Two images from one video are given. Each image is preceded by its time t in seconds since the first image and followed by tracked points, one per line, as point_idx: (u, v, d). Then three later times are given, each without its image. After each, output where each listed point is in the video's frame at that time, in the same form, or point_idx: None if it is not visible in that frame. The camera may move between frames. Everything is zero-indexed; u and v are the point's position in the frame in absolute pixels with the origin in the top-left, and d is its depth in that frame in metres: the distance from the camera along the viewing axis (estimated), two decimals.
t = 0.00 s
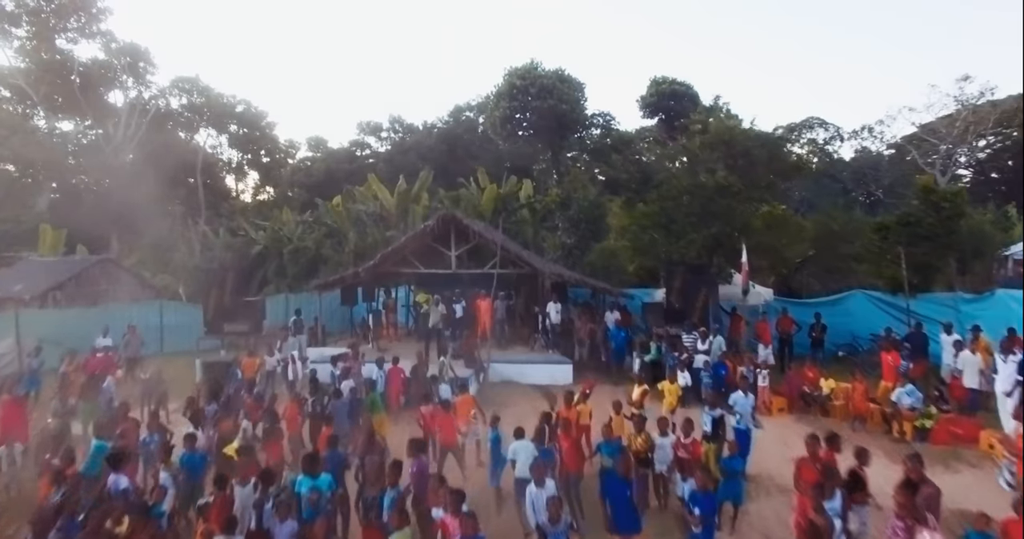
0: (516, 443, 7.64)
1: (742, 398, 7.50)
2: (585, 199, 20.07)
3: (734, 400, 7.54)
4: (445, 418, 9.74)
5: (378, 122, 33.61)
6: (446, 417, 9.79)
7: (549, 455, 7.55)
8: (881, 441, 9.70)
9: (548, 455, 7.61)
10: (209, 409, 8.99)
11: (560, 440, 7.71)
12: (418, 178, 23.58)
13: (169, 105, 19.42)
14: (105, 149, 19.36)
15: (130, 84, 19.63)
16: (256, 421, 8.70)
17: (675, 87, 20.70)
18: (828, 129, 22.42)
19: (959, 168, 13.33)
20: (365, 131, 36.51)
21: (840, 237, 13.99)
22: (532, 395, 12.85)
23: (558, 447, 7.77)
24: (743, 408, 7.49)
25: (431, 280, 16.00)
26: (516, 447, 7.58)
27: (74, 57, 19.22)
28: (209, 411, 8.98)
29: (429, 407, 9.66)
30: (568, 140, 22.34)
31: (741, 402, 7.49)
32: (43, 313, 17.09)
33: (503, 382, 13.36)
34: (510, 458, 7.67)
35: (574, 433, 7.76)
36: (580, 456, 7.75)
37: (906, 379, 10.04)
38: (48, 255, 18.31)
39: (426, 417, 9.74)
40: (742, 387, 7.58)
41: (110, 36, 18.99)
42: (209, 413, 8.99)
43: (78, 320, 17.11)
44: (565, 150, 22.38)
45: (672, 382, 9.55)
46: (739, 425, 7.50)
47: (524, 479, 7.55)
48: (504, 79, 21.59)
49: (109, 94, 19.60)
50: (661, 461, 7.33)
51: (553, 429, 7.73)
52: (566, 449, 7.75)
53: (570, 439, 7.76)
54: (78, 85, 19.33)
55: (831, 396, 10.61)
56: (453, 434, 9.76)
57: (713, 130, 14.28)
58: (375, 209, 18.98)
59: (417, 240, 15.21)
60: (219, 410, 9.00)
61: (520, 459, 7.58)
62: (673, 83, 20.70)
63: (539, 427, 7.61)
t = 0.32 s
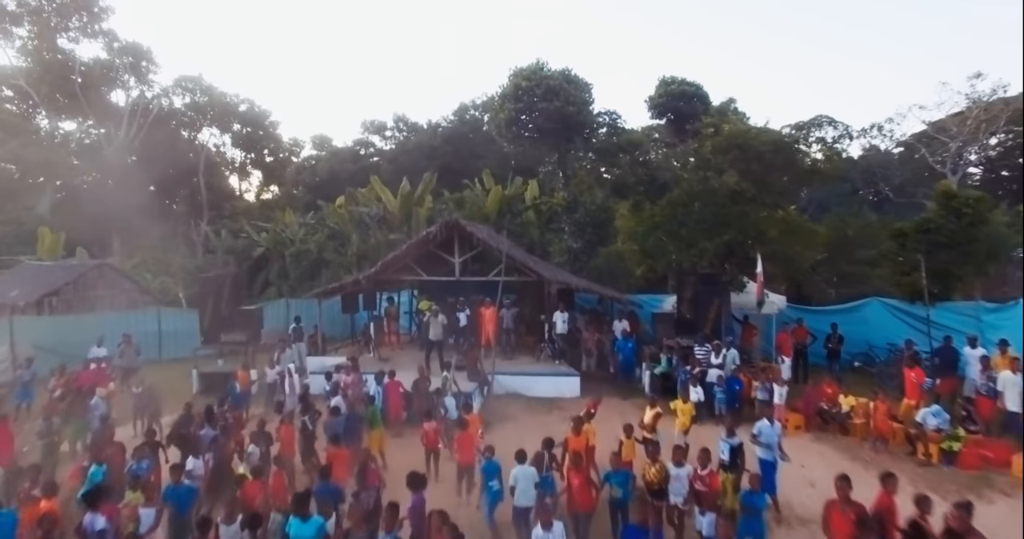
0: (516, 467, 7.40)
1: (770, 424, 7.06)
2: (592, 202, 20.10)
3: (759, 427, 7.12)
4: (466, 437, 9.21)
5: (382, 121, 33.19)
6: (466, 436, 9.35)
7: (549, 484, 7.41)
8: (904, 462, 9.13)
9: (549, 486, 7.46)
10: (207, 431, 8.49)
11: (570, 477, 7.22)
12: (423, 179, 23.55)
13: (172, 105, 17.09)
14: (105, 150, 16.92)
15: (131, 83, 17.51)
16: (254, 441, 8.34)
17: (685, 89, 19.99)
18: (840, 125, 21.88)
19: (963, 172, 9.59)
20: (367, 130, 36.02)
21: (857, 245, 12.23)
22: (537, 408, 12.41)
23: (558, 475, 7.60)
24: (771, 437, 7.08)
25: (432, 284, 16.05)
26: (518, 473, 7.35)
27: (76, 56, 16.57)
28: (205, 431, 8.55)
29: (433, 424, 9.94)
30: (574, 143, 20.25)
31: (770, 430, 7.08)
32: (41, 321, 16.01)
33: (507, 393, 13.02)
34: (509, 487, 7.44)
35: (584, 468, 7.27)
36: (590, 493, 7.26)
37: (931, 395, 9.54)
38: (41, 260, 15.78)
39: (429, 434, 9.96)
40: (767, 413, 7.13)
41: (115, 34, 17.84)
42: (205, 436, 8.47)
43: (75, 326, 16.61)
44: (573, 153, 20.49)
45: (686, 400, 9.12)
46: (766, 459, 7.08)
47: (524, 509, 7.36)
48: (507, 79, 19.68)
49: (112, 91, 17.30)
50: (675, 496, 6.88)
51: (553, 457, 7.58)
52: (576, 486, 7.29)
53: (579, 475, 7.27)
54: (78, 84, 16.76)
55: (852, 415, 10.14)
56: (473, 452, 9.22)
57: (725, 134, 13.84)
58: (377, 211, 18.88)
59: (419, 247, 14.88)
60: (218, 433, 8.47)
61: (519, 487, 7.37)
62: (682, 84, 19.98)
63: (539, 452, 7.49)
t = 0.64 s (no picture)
0: (511, 488, 7.04)
1: (794, 446, 6.41)
2: (595, 198, 20.92)
3: (781, 449, 6.46)
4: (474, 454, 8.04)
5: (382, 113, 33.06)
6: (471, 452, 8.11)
7: (542, 506, 7.17)
8: (922, 477, 8.65)
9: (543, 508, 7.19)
10: (195, 452, 7.59)
11: (579, 507, 6.40)
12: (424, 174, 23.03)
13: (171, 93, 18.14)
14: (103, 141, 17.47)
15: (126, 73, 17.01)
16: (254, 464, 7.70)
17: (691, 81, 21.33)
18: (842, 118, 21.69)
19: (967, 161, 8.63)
20: (367, 121, 35.66)
21: (865, 241, 12.00)
22: (538, 416, 11.96)
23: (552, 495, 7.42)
24: (795, 461, 6.36)
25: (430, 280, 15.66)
26: (513, 494, 6.97)
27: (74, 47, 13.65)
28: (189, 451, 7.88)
29: (428, 434, 9.20)
30: (579, 136, 21.95)
31: (793, 453, 6.38)
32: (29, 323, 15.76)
33: (509, 399, 12.58)
34: (504, 508, 7.04)
35: (594, 498, 6.43)
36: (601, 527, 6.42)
37: (952, 406, 9.13)
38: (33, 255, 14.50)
39: (422, 445, 9.25)
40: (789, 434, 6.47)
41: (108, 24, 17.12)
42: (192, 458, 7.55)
43: (72, 325, 16.89)
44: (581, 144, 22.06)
45: (694, 413, 8.67)
46: (790, 481, 6.38)
47: (521, 530, 6.96)
48: (510, 71, 22.29)
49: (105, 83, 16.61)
50: (683, 521, 6.36)
51: (548, 479, 7.36)
52: (585, 518, 6.44)
53: (590, 505, 6.43)
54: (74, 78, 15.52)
55: (867, 426, 9.71)
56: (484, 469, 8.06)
57: (735, 130, 13.26)
58: (377, 206, 22.58)
59: (417, 247, 14.45)
60: (208, 454, 7.57)
61: (515, 508, 6.98)
62: (686, 77, 21.36)
63: (535, 474, 7.30)
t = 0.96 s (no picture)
0: (501, 504, 6.61)
1: (817, 464, 5.90)
2: (598, 184, 20.65)
3: (802, 468, 5.96)
4: (494, 465, 7.58)
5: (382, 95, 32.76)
6: (490, 463, 7.59)
7: (540, 526, 6.84)
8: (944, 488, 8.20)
9: (534, 526, 6.78)
10: (182, 469, 7.21)
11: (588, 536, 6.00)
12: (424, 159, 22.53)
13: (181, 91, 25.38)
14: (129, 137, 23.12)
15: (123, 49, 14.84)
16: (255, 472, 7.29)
17: (697, 65, 22.29)
18: (848, 101, 21.17)
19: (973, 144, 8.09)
20: (366, 103, 35.09)
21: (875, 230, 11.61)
22: (540, 416, 11.56)
23: (547, 515, 6.90)
24: (819, 479, 5.87)
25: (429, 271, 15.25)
26: (502, 510, 6.52)
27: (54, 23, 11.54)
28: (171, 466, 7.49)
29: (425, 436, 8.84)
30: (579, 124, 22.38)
31: (816, 472, 5.88)
32: (15, 316, 15.37)
33: (510, 398, 12.23)
34: (492, 525, 6.61)
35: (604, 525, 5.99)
36: None
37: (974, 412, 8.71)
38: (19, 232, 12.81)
39: (422, 448, 8.87)
40: (811, 451, 5.94)
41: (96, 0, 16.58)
42: (179, 475, 7.20)
43: (61, 319, 16.09)
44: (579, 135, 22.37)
45: (704, 420, 8.24)
46: (814, 502, 5.92)
47: None
48: (513, 55, 22.15)
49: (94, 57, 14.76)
50: None
51: (545, 497, 6.89)
52: None
53: (598, 532, 6.02)
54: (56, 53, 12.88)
55: (884, 431, 9.28)
56: (500, 481, 7.61)
57: (746, 118, 12.80)
58: (375, 192, 22.14)
59: (416, 239, 13.97)
60: (197, 471, 7.21)
61: (503, 525, 6.54)
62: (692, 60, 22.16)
63: (530, 493, 6.84)
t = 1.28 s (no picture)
0: (492, 519, 6.21)
1: (852, 492, 5.44)
2: (604, 168, 20.30)
3: (837, 495, 5.51)
4: (505, 480, 7.09)
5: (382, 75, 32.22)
6: (502, 477, 7.08)
7: None
8: (971, 502, 7.77)
9: None
10: (180, 491, 6.44)
11: None
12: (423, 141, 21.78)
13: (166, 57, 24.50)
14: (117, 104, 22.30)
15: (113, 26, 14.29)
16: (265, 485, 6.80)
17: (706, 46, 21.54)
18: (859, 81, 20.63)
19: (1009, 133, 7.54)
20: (366, 82, 34.34)
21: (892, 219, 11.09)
22: (544, 417, 11.11)
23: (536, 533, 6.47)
24: (855, 510, 5.40)
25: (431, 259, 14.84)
26: (494, 526, 6.12)
27: None
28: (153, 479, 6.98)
29: (420, 441, 8.48)
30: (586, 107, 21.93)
31: (852, 501, 5.41)
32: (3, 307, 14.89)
33: (513, 396, 11.82)
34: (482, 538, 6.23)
35: None
36: None
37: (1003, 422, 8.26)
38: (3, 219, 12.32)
39: (415, 452, 8.54)
40: (847, 477, 5.49)
41: None
42: (176, 497, 6.44)
43: (51, 312, 15.66)
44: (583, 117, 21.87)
45: (718, 430, 7.78)
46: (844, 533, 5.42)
47: None
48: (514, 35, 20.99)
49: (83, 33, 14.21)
50: None
51: (535, 515, 6.45)
52: None
53: None
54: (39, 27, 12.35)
55: (905, 438, 8.82)
56: (513, 494, 7.13)
57: (761, 102, 12.01)
58: (374, 175, 21.63)
59: (415, 229, 13.44)
60: (196, 491, 6.46)
61: None
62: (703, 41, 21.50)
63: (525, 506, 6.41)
